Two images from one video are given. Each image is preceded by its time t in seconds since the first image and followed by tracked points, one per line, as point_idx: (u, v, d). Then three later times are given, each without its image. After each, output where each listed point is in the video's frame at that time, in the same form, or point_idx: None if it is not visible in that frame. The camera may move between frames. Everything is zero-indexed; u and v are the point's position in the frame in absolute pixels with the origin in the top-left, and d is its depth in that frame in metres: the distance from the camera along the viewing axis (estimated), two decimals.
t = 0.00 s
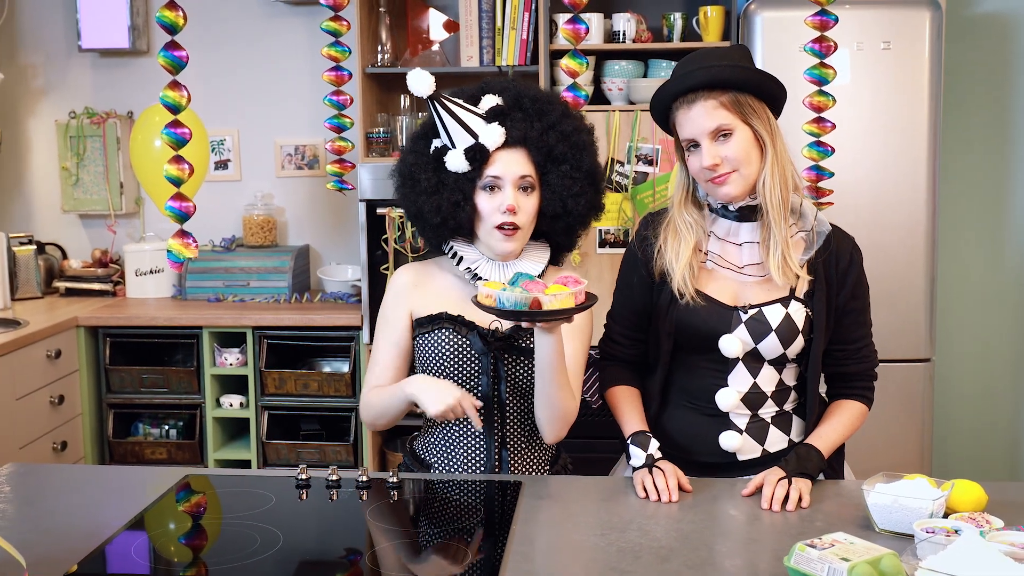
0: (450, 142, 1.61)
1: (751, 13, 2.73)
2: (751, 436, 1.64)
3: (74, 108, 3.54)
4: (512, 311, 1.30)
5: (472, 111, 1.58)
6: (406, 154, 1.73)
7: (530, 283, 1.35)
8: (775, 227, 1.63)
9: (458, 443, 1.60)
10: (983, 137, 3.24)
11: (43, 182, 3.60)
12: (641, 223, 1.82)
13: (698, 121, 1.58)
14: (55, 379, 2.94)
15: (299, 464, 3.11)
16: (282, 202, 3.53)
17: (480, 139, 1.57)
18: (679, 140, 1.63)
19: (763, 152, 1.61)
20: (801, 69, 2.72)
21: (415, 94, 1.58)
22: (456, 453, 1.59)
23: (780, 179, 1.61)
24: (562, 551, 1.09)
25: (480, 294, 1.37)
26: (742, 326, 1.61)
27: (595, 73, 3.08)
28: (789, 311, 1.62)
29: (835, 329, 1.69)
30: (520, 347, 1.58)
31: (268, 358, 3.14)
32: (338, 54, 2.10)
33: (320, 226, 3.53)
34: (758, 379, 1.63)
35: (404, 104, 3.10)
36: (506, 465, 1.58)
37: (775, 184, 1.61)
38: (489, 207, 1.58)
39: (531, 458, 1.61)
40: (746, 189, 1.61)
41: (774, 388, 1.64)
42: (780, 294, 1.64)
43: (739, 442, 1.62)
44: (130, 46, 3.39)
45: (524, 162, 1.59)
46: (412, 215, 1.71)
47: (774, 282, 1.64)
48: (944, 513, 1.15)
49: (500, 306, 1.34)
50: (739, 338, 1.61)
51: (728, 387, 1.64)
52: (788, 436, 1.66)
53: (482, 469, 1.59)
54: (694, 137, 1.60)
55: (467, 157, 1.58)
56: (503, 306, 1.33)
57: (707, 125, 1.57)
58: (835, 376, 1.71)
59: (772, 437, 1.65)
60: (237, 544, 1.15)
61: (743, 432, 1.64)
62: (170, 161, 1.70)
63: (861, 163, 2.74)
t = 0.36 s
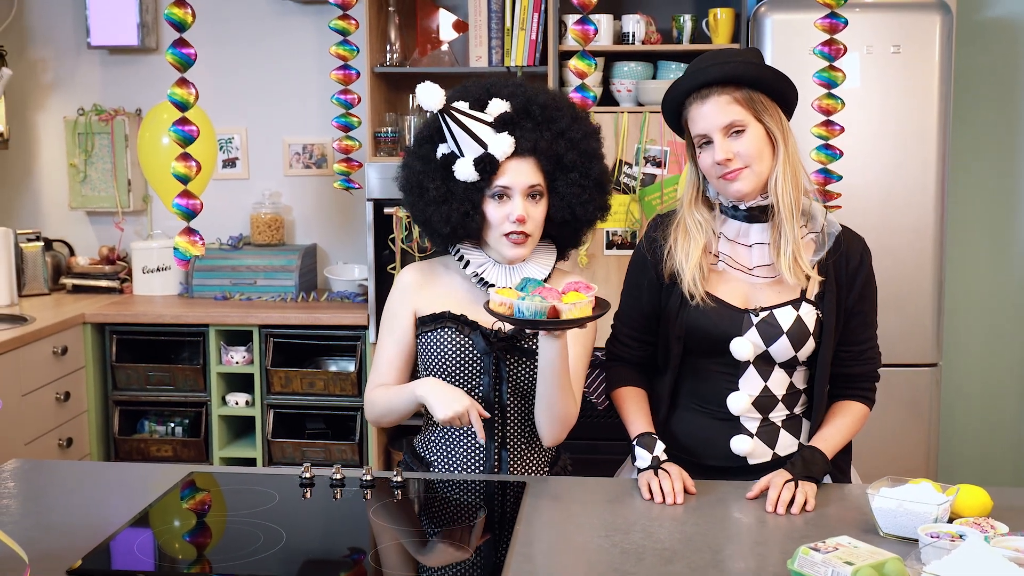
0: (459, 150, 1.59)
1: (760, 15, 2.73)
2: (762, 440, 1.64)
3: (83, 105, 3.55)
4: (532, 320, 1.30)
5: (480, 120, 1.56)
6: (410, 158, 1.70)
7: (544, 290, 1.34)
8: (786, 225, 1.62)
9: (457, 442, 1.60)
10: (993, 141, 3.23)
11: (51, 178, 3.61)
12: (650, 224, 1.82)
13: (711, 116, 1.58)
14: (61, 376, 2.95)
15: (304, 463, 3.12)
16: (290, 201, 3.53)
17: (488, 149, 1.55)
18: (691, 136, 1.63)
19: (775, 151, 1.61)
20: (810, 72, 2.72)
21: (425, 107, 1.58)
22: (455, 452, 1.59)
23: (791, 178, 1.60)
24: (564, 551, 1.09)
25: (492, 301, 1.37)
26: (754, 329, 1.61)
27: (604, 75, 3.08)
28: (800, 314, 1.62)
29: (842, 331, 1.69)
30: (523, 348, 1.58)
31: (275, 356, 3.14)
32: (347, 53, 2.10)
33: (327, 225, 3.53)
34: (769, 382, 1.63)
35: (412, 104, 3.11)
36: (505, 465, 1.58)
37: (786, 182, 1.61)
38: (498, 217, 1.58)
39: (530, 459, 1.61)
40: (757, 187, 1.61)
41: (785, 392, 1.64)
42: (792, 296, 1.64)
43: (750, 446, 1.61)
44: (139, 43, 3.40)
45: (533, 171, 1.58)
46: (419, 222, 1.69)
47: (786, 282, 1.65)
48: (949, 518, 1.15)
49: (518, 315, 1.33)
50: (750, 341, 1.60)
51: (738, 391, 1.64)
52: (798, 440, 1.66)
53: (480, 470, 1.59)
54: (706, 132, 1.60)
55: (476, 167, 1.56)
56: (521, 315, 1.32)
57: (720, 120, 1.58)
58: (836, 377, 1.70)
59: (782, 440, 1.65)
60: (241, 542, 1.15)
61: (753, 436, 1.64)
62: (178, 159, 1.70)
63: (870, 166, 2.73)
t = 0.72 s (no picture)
0: (462, 145, 1.59)
1: (762, 11, 2.72)
2: (763, 439, 1.63)
3: (82, 97, 3.54)
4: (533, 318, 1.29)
5: (484, 115, 1.56)
6: (412, 152, 1.70)
7: (542, 289, 1.34)
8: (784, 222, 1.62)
9: (455, 437, 1.60)
10: (994, 139, 3.23)
11: (49, 171, 3.60)
12: (648, 224, 1.82)
13: (716, 104, 1.60)
14: (58, 369, 2.94)
15: (302, 457, 3.12)
16: (289, 194, 3.52)
17: (490, 144, 1.55)
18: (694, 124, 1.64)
19: (777, 149, 1.62)
20: (811, 68, 2.71)
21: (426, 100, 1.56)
22: (453, 447, 1.60)
23: (792, 174, 1.61)
24: (562, 548, 1.09)
25: (490, 300, 1.35)
26: (751, 329, 1.60)
27: (605, 70, 3.07)
28: (797, 311, 1.61)
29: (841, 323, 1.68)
30: (523, 345, 1.58)
31: (272, 350, 3.14)
32: (346, 46, 2.09)
33: (326, 219, 3.53)
34: (769, 381, 1.63)
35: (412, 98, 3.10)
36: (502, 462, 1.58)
37: (786, 179, 1.61)
38: (499, 213, 1.57)
39: (528, 456, 1.61)
40: (756, 181, 1.62)
41: (785, 390, 1.64)
42: (789, 293, 1.64)
43: (751, 446, 1.61)
44: (138, 35, 3.39)
45: (535, 168, 1.58)
46: (419, 215, 1.69)
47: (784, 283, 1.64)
48: (949, 516, 1.15)
49: (516, 313, 1.31)
50: (747, 342, 1.60)
51: (737, 390, 1.64)
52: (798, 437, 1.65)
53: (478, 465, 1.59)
54: (709, 121, 1.61)
55: (477, 162, 1.56)
56: (520, 314, 1.31)
57: (724, 109, 1.59)
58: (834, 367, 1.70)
59: (783, 438, 1.64)
60: (238, 537, 1.15)
61: (754, 435, 1.64)
62: (176, 152, 1.69)
63: (871, 164, 2.73)
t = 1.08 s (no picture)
0: (454, 147, 1.59)
1: (750, 13, 2.73)
2: (751, 441, 1.64)
3: (66, 97, 3.52)
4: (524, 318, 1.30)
5: (477, 117, 1.55)
6: (404, 153, 1.69)
7: (535, 291, 1.35)
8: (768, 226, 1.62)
9: (445, 440, 1.59)
10: (978, 140, 3.25)
11: (33, 171, 3.57)
12: (631, 229, 1.82)
13: (706, 104, 1.60)
14: (43, 371, 2.92)
15: (288, 459, 3.10)
16: (275, 195, 3.51)
17: (484, 146, 1.54)
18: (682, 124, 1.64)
19: (763, 152, 1.63)
20: (798, 70, 2.72)
21: (420, 101, 1.56)
22: (444, 449, 1.59)
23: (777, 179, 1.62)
24: (556, 550, 1.09)
25: (484, 304, 1.37)
26: (736, 331, 1.61)
27: (592, 71, 3.07)
28: (781, 315, 1.62)
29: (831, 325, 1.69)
30: (514, 347, 1.57)
31: (259, 352, 3.12)
32: (335, 47, 2.09)
33: (313, 219, 3.52)
34: (755, 383, 1.64)
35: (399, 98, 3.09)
36: (493, 465, 1.57)
37: (772, 183, 1.62)
38: (491, 215, 1.57)
39: (518, 459, 1.60)
40: (741, 184, 1.62)
41: (773, 392, 1.65)
42: (772, 297, 1.64)
43: (739, 447, 1.62)
44: (123, 35, 3.37)
45: (527, 171, 1.58)
46: (410, 217, 1.69)
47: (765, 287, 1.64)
48: (941, 516, 1.15)
49: (508, 314, 1.33)
50: (731, 344, 1.61)
51: (724, 392, 1.64)
52: (788, 440, 1.66)
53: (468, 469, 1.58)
54: (698, 121, 1.61)
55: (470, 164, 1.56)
56: (512, 314, 1.32)
57: (714, 109, 1.60)
58: (827, 368, 1.71)
59: (771, 440, 1.65)
60: (225, 540, 1.14)
61: (742, 437, 1.64)
62: (164, 152, 1.69)
63: (858, 166, 2.74)
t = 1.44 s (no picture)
0: (457, 146, 1.57)
1: (736, 12, 2.74)
2: (745, 439, 1.64)
3: (50, 100, 3.49)
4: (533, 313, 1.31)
5: (480, 116, 1.55)
6: (403, 154, 1.66)
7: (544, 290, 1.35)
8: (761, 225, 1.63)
9: (446, 441, 1.59)
10: (962, 139, 3.27)
11: (16, 174, 3.55)
12: (623, 228, 1.83)
13: (699, 104, 1.61)
14: (29, 376, 2.90)
15: (278, 462, 3.09)
16: (261, 197, 3.50)
17: (487, 144, 1.53)
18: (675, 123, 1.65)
19: (755, 154, 1.64)
20: (785, 70, 2.73)
21: (426, 97, 1.56)
22: (444, 451, 1.59)
23: (770, 179, 1.62)
24: (555, 551, 1.09)
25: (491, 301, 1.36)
26: (728, 330, 1.61)
27: (579, 71, 3.08)
28: (773, 312, 1.63)
29: (823, 322, 1.70)
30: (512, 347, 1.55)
31: (247, 354, 3.11)
32: (324, 49, 2.08)
33: (300, 221, 3.51)
34: (748, 381, 1.64)
35: (386, 99, 3.09)
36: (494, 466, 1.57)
37: (764, 183, 1.62)
38: (492, 214, 1.56)
39: (519, 459, 1.60)
40: (733, 185, 1.62)
41: (766, 389, 1.65)
42: (764, 295, 1.65)
43: (733, 446, 1.62)
44: (107, 37, 3.35)
45: (528, 170, 1.58)
46: (411, 217, 1.65)
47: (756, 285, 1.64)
48: (937, 514, 1.16)
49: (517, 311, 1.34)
50: (723, 342, 1.61)
51: (717, 390, 1.64)
52: (781, 438, 1.66)
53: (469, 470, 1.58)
54: (690, 121, 1.62)
55: (474, 162, 1.54)
56: (522, 310, 1.33)
57: (706, 109, 1.60)
58: (820, 366, 1.72)
59: (765, 438, 1.65)
60: (219, 545, 1.13)
61: (736, 435, 1.64)
62: (153, 155, 1.68)
63: (844, 164, 2.76)
